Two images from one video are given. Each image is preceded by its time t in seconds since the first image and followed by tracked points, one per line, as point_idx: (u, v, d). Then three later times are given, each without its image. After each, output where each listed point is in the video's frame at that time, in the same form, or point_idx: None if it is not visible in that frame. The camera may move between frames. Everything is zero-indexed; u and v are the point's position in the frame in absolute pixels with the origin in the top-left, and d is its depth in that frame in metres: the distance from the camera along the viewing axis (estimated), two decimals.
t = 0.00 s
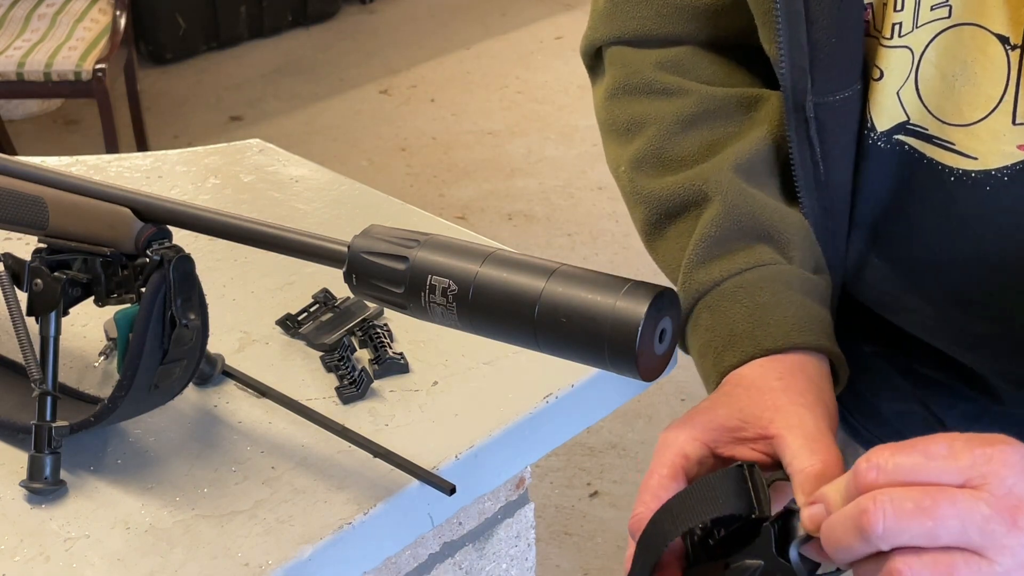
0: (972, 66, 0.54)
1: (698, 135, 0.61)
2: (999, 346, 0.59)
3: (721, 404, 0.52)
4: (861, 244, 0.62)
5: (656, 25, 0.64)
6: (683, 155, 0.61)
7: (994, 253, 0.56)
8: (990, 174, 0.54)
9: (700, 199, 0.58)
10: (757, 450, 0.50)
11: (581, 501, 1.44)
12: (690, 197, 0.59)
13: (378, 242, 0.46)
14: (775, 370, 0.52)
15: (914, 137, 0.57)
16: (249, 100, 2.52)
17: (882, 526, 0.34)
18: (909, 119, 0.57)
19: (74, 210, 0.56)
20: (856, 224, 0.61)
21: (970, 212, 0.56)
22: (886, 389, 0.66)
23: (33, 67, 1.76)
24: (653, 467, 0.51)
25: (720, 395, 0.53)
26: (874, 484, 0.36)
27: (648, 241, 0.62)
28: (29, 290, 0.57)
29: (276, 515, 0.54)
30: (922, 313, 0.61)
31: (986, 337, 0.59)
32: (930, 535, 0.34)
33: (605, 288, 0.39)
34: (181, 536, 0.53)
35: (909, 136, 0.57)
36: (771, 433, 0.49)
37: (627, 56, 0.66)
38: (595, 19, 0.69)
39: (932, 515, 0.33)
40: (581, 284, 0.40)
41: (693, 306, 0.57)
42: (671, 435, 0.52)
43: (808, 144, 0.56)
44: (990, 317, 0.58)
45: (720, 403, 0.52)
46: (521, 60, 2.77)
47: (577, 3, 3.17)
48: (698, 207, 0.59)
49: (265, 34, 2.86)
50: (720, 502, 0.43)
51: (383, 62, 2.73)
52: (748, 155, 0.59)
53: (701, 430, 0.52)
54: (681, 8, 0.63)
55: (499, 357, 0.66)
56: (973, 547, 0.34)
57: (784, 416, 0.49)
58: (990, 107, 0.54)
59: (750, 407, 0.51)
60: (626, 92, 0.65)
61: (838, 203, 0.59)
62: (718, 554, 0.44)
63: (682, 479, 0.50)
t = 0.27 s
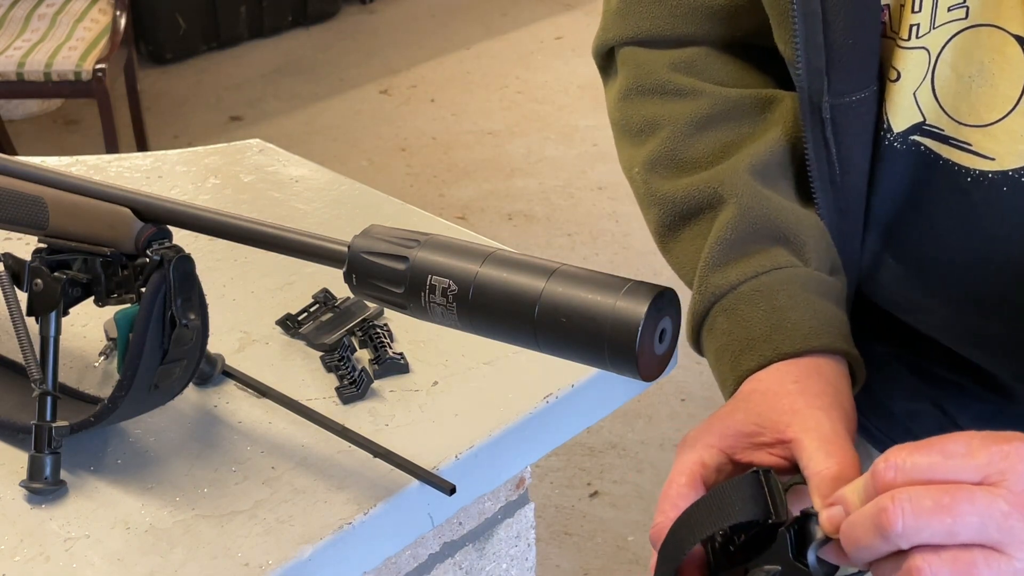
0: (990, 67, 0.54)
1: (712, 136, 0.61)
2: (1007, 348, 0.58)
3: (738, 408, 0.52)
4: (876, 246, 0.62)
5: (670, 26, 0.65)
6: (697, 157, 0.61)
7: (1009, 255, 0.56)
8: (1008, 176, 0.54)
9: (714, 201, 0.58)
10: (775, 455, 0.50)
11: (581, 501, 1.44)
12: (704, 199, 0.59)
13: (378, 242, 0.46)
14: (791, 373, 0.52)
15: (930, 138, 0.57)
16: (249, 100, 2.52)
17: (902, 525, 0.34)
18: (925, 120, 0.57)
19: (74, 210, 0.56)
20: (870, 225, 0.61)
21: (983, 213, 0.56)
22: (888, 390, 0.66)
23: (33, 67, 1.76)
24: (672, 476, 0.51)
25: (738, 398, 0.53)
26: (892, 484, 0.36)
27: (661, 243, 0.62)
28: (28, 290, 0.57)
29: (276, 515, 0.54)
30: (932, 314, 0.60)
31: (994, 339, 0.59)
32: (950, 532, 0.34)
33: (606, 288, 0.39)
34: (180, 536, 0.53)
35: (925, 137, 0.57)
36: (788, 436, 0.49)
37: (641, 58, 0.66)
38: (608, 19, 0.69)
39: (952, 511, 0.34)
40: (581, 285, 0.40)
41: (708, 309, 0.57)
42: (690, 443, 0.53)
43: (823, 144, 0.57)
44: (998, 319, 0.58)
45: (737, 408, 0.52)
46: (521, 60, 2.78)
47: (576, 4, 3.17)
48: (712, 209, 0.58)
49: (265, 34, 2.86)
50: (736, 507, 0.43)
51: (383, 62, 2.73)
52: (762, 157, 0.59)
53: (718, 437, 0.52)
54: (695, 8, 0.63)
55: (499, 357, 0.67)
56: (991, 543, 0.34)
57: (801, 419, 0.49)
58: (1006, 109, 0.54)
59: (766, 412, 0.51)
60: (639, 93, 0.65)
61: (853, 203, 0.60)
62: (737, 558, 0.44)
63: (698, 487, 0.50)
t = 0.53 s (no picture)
0: (1000, 64, 0.53)
1: (718, 131, 0.61)
2: (1015, 347, 0.58)
3: (742, 402, 0.52)
4: (884, 243, 0.62)
5: (678, 24, 0.65)
6: (703, 152, 0.61)
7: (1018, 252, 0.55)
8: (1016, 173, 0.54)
9: (720, 196, 0.58)
10: (780, 445, 0.50)
11: (581, 501, 1.44)
12: (710, 194, 0.59)
13: (378, 242, 0.46)
14: (795, 364, 0.52)
15: (939, 136, 0.56)
16: (249, 100, 2.52)
17: (916, 509, 0.34)
18: (934, 118, 0.56)
19: (74, 210, 0.56)
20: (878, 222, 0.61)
21: (992, 210, 0.55)
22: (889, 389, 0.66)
23: (33, 67, 1.76)
24: (676, 470, 0.50)
25: (742, 392, 0.53)
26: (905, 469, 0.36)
27: (667, 238, 0.62)
28: (28, 290, 0.57)
29: (276, 515, 0.54)
30: (940, 312, 0.60)
31: (1001, 338, 0.58)
32: (964, 516, 0.34)
33: (606, 288, 0.39)
34: (180, 536, 0.53)
35: (934, 134, 0.57)
36: (793, 426, 0.49)
37: (648, 55, 0.66)
38: (615, 17, 0.69)
39: (966, 494, 0.34)
40: (582, 285, 0.40)
41: (713, 302, 0.57)
42: (694, 436, 0.52)
43: (830, 141, 0.57)
44: (1006, 318, 0.57)
45: (741, 401, 0.52)
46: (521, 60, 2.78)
47: (576, 4, 3.17)
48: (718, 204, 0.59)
49: (265, 34, 2.86)
50: (743, 495, 0.43)
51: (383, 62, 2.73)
52: (767, 153, 0.59)
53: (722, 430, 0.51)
54: (702, 6, 0.64)
55: (499, 357, 0.66)
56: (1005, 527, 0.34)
57: (806, 410, 0.49)
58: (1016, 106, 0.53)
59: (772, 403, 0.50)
60: (645, 90, 0.65)
61: (862, 200, 0.59)
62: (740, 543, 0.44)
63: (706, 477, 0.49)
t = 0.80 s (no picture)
0: (1002, 62, 0.53)
1: (719, 129, 0.61)
2: (1016, 344, 0.58)
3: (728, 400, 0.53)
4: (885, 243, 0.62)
5: (681, 22, 0.64)
6: (704, 149, 0.61)
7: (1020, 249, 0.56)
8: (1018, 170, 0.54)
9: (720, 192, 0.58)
10: (762, 445, 0.51)
11: (581, 501, 1.44)
12: (711, 190, 0.59)
13: (378, 242, 0.46)
14: (784, 363, 0.52)
15: (940, 133, 0.57)
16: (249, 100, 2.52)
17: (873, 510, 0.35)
18: (936, 115, 0.56)
19: (74, 210, 0.56)
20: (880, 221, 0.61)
21: (993, 207, 0.56)
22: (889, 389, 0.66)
23: (33, 67, 1.76)
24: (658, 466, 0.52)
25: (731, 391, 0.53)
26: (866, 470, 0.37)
27: (668, 236, 0.62)
28: (28, 291, 0.57)
29: (276, 515, 0.54)
30: (942, 310, 0.60)
31: (1004, 336, 0.58)
32: (922, 517, 0.34)
33: (606, 289, 0.39)
34: (180, 536, 0.53)
35: (936, 132, 0.57)
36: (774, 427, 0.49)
37: (650, 53, 0.66)
38: (616, 16, 0.69)
39: (922, 495, 0.34)
40: (582, 285, 0.40)
41: (712, 298, 0.56)
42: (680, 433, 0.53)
43: (833, 139, 0.56)
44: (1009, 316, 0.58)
45: (727, 399, 0.53)
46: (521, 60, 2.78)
47: (576, 4, 3.18)
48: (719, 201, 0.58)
49: (265, 34, 2.86)
50: (712, 494, 0.45)
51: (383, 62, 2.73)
52: (768, 150, 0.59)
53: (706, 430, 0.53)
54: (705, 5, 0.63)
55: (499, 357, 0.66)
56: (967, 529, 0.34)
57: (789, 410, 0.49)
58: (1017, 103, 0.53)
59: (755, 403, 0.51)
60: (647, 87, 0.65)
61: (863, 199, 0.59)
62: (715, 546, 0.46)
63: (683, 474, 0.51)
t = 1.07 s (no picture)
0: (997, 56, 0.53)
1: (716, 129, 0.61)
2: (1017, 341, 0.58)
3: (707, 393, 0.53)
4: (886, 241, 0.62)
5: (682, 24, 0.64)
6: (701, 149, 0.61)
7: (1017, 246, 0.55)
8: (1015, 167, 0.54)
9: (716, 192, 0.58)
10: (734, 441, 0.50)
11: (581, 501, 1.44)
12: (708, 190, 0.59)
13: (378, 242, 0.46)
14: (767, 362, 0.52)
15: (937, 130, 0.57)
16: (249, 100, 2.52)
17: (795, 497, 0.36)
18: (932, 112, 0.57)
19: (74, 211, 0.56)
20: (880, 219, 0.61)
21: (989, 205, 0.56)
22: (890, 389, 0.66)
23: (33, 67, 1.76)
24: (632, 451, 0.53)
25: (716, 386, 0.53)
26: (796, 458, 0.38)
27: (665, 237, 0.62)
28: (29, 291, 0.57)
29: (276, 515, 0.54)
30: (942, 308, 0.61)
31: (1004, 334, 0.58)
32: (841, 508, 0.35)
33: (606, 289, 0.39)
34: (181, 536, 0.53)
35: (933, 128, 0.57)
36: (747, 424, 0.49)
37: (649, 56, 0.66)
38: (616, 18, 0.69)
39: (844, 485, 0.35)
40: (581, 286, 0.40)
41: (703, 297, 0.56)
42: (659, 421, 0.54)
43: (831, 138, 0.56)
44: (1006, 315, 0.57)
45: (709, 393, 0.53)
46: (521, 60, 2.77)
47: (576, 4, 3.18)
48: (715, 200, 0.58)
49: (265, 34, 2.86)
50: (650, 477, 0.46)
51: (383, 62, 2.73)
52: (765, 149, 0.58)
53: (681, 424, 0.52)
54: (705, 7, 0.63)
55: (499, 357, 0.66)
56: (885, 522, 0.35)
57: (766, 407, 0.49)
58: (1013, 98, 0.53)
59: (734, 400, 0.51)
60: (646, 89, 0.65)
61: (862, 200, 0.60)
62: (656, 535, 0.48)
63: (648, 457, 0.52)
